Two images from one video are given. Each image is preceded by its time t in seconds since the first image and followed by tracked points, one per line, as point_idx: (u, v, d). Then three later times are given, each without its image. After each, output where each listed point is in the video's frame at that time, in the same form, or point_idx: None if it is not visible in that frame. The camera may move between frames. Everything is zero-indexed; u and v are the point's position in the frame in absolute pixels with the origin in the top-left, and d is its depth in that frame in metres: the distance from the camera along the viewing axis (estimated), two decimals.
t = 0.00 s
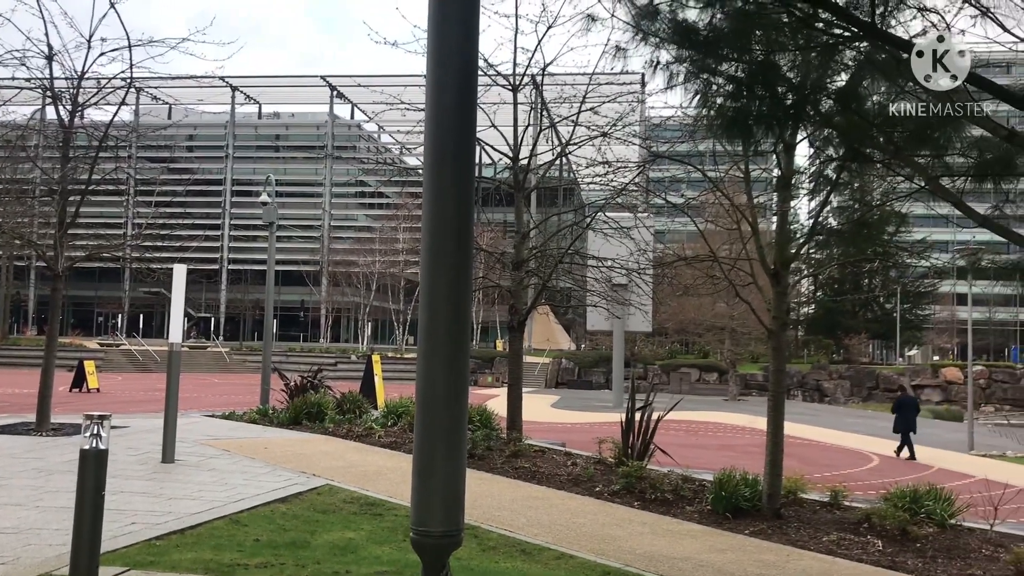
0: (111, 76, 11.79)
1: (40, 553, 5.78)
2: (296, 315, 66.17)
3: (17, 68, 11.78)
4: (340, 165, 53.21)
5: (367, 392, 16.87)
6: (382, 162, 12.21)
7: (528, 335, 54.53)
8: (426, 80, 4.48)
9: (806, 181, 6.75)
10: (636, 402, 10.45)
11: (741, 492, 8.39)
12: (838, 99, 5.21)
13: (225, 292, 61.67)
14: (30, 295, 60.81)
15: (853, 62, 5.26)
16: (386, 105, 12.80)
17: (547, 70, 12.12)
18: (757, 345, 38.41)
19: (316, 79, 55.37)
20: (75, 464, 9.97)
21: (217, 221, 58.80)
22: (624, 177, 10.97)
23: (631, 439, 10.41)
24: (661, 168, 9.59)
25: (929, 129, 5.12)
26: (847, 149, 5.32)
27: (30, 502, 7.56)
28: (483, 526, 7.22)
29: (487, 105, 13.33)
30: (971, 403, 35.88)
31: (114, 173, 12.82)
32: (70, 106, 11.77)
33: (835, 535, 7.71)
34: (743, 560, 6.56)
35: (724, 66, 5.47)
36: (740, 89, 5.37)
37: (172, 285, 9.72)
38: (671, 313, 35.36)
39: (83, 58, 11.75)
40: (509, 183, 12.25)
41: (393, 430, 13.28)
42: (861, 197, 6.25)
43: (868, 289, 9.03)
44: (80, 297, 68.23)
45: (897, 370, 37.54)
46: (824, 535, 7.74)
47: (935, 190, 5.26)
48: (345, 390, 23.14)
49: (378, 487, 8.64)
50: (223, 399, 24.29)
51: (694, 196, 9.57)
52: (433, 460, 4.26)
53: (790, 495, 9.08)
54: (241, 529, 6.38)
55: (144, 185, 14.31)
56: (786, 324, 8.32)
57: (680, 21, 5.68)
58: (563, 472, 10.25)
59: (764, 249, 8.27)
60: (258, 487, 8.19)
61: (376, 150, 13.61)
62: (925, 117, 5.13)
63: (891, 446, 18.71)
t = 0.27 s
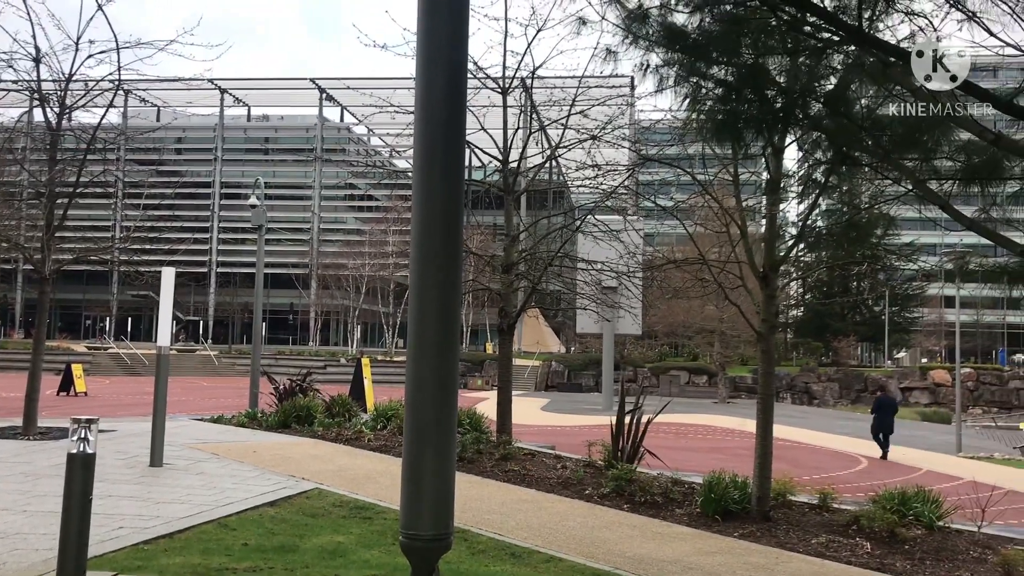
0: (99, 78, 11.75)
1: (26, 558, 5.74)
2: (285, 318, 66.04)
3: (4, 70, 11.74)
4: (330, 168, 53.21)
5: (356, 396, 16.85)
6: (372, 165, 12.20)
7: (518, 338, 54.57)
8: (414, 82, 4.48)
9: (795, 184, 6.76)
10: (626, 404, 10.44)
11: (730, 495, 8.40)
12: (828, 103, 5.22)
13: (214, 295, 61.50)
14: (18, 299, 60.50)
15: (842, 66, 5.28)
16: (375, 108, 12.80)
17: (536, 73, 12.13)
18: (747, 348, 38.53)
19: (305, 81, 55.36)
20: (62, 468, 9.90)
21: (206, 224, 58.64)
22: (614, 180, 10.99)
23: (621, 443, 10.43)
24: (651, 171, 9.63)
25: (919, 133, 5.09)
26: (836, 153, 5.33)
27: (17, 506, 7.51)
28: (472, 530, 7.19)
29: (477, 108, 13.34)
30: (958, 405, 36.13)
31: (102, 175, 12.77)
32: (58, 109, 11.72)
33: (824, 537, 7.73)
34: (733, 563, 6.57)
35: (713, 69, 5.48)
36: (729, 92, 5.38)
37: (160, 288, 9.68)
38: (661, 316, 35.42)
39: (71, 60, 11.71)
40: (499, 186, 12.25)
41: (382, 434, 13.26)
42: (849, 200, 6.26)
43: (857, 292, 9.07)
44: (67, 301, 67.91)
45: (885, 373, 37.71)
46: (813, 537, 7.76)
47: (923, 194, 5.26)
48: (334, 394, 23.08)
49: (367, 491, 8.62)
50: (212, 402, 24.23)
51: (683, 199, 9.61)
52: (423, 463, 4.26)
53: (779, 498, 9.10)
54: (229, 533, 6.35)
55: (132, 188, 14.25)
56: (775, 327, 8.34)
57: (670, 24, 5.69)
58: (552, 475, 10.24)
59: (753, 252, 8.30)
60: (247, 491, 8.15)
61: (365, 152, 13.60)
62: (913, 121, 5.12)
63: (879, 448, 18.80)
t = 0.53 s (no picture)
0: (90, 80, 11.73)
1: (18, 561, 5.72)
2: (278, 320, 65.97)
3: None
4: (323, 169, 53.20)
5: (350, 398, 16.84)
6: (364, 166, 12.19)
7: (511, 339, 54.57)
8: (407, 83, 4.48)
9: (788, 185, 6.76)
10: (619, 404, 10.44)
11: (724, 495, 8.41)
12: (820, 103, 5.24)
13: (207, 297, 61.40)
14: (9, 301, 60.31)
15: (834, 66, 5.29)
16: (368, 109, 12.79)
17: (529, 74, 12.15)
18: (740, 348, 38.61)
19: (297, 82, 55.33)
20: (54, 471, 9.87)
21: (199, 225, 58.53)
22: (607, 181, 11.00)
23: (614, 443, 10.43)
24: (643, 172, 9.64)
25: (911, 132, 5.06)
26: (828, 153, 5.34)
27: (9, 509, 7.49)
28: (466, 531, 7.19)
29: (470, 109, 13.35)
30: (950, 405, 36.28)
31: (94, 177, 12.74)
32: (49, 110, 11.69)
33: (818, 537, 7.74)
34: (726, 563, 6.58)
35: (706, 70, 5.49)
36: (722, 93, 5.39)
37: (152, 290, 9.65)
38: (654, 316, 35.47)
39: (62, 62, 11.68)
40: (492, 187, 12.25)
41: (376, 435, 13.24)
42: (841, 201, 6.26)
43: (850, 292, 9.09)
44: (59, 303, 67.72)
45: (877, 373, 37.81)
46: (807, 537, 7.78)
47: (915, 194, 5.24)
48: (327, 396, 23.04)
49: (361, 492, 8.61)
50: (206, 404, 24.20)
51: (676, 200, 9.62)
52: (417, 465, 4.26)
53: (773, 497, 9.12)
54: (222, 535, 6.34)
55: (124, 189, 14.22)
56: (767, 327, 8.34)
57: (663, 25, 5.70)
58: (546, 476, 10.24)
59: (746, 253, 8.31)
60: (240, 493, 8.14)
61: (359, 154, 13.59)
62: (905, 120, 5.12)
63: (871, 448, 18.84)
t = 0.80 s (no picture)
0: (80, 81, 11.69)
1: (8, 565, 5.68)
2: (270, 321, 65.89)
3: None
4: (315, 170, 53.10)
5: (342, 399, 16.80)
6: (356, 167, 12.16)
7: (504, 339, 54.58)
8: (398, 83, 4.48)
9: (779, 184, 6.77)
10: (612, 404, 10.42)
11: (717, 494, 8.41)
12: (810, 103, 5.25)
13: (199, 299, 61.25)
14: None
15: (825, 66, 5.31)
16: (360, 110, 12.75)
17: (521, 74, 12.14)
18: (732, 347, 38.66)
19: (289, 83, 55.22)
20: (44, 474, 9.83)
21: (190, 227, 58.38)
22: (598, 180, 11.01)
23: (607, 443, 10.41)
24: (635, 172, 9.65)
25: (902, 132, 5.10)
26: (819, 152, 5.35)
27: None
28: (459, 532, 7.17)
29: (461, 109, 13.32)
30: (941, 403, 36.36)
31: (84, 179, 12.68)
32: (38, 111, 11.63)
33: (810, 536, 7.75)
34: (719, 562, 6.58)
35: (698, 70, 5.49)
36: (713, 93, 5.39)
37: (143, 291, 9.62)
38: (646, 316, 35.51)
39: (51, 63, 11.63)
40: (484, 187, 12.24)
41: (368, 436, 13.22)
42: (832, 199, 6.27)
43: (842, 291, 9.11)
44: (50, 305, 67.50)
45: (870, 371, 37.89)
46: (799, 535, 7.79)
47: (906, 193, 5.26)
48: (318, 397, 23.01)
49: (353, 493, 8.58)
50: (198, 406, 24.13)
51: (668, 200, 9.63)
52: (408, 465, 4.26)
53: (766, 496, 9.13)
54: (214, 538, 6.32)
55: (114, 191, 14.16)
56: (759, 327, 8.36)
57: (654, 25, 5.70)
58: (539, 476, 10.22)
59: (737, 252, 8.31)
60: (232, 495, 8.11)
61: (350, 154, 13.56)
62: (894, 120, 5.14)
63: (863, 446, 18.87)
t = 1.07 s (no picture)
0: (72, 82, 11.64)
1: (1, 567, 5.67)
2: (263, 322, 65.90)
3: None
4: (307, 170, 53.04)
5: (336, 400, 16.79)
6: (349, 167, 12.14)
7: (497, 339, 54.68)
8: (390, 84, 4.47)
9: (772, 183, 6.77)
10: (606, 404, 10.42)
11: (711, 493, 8.42)
12: (803, 103, 5.26)
13: (192, 299, 61.13)
14: None
15: (817, 65, 5.31)
16: (352, 110, 12.73)
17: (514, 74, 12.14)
18: (725, 346, 38.73)
19: (281, 83, 55.13)
20: (37, 476, 9.79)
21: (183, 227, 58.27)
22: (592, 180, 11.02)
23: (601, 443, 10.41)
24: (628, 172, 9.65)
25: (893, 131, 5.10)
26: (811, 151, 5.36)
27: None
28: (453, 532, 7.17)
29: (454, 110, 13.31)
30: (934, 401, 36.48)
31: (75, 180, 12.64)
32: (30, 112, 11.58)
33: (804, 534, 7.77)
34: (712, 561, 6.60)
35: (690, 70, 5.48)
36: (705, 92, 5.38)
37: (136, 293, 9.60)
38: (639, 315, 35.56)
39: (43, 63, 11.57)
40: (477, 187, 12.23)
41: (362, 437, 13.21)
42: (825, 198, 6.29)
43: (834, 289, 9.13)
44: (42, 306, 67.31)
45: (863, 370, 38.02)
46: (793, 534, 7.80)
47: (898, 192, 5.28)
48: (311, 397, 23.00)
49: (347, 494, 8.58)
50: (191, 407, 24.09)
51: (661, 199, 9.63)
52: (402, 464, 4.27)
53: (759, 495, 9.14)
54: (208, 539, 6.31)
55: (107, 192, 14.11)
56: (752, 326, 8.37)
57: (646, 25, 5.69)
58: (533, 476, 10.23)
59: (730, 251, 8.33)
60: (226, 496, 8.10)
61: (343, 155, 13.54)
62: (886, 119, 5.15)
63: (856, 445, 18.93)
